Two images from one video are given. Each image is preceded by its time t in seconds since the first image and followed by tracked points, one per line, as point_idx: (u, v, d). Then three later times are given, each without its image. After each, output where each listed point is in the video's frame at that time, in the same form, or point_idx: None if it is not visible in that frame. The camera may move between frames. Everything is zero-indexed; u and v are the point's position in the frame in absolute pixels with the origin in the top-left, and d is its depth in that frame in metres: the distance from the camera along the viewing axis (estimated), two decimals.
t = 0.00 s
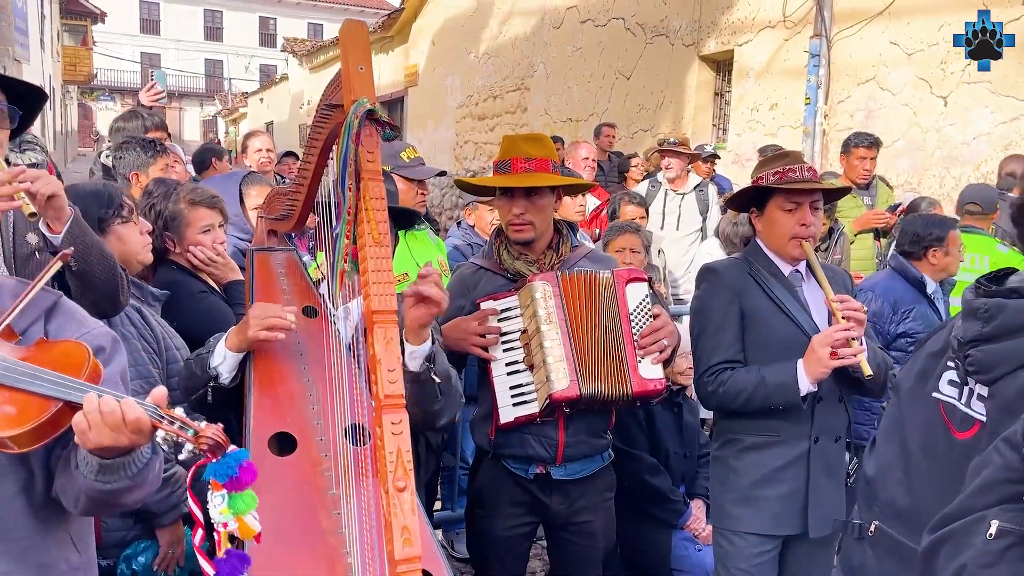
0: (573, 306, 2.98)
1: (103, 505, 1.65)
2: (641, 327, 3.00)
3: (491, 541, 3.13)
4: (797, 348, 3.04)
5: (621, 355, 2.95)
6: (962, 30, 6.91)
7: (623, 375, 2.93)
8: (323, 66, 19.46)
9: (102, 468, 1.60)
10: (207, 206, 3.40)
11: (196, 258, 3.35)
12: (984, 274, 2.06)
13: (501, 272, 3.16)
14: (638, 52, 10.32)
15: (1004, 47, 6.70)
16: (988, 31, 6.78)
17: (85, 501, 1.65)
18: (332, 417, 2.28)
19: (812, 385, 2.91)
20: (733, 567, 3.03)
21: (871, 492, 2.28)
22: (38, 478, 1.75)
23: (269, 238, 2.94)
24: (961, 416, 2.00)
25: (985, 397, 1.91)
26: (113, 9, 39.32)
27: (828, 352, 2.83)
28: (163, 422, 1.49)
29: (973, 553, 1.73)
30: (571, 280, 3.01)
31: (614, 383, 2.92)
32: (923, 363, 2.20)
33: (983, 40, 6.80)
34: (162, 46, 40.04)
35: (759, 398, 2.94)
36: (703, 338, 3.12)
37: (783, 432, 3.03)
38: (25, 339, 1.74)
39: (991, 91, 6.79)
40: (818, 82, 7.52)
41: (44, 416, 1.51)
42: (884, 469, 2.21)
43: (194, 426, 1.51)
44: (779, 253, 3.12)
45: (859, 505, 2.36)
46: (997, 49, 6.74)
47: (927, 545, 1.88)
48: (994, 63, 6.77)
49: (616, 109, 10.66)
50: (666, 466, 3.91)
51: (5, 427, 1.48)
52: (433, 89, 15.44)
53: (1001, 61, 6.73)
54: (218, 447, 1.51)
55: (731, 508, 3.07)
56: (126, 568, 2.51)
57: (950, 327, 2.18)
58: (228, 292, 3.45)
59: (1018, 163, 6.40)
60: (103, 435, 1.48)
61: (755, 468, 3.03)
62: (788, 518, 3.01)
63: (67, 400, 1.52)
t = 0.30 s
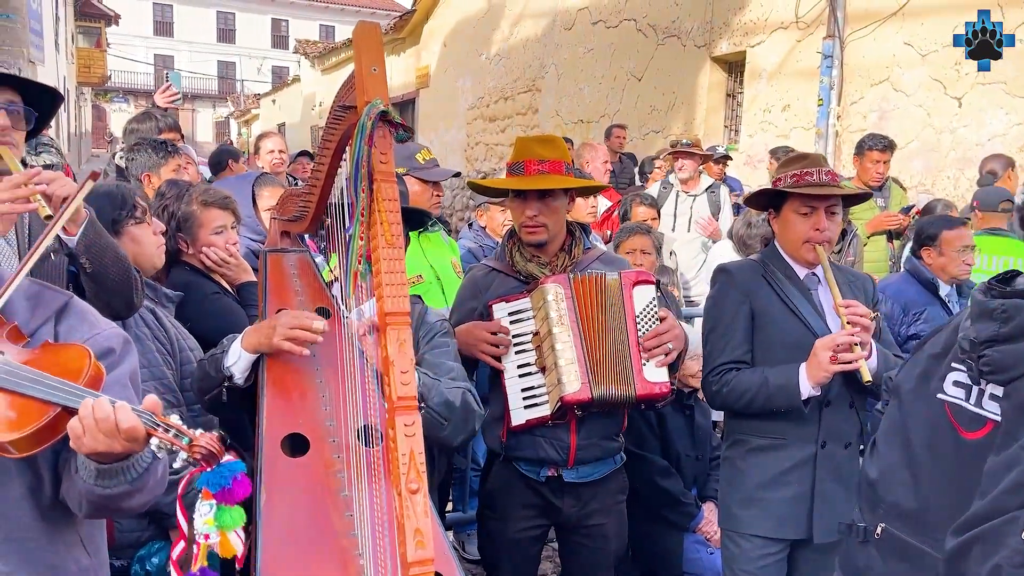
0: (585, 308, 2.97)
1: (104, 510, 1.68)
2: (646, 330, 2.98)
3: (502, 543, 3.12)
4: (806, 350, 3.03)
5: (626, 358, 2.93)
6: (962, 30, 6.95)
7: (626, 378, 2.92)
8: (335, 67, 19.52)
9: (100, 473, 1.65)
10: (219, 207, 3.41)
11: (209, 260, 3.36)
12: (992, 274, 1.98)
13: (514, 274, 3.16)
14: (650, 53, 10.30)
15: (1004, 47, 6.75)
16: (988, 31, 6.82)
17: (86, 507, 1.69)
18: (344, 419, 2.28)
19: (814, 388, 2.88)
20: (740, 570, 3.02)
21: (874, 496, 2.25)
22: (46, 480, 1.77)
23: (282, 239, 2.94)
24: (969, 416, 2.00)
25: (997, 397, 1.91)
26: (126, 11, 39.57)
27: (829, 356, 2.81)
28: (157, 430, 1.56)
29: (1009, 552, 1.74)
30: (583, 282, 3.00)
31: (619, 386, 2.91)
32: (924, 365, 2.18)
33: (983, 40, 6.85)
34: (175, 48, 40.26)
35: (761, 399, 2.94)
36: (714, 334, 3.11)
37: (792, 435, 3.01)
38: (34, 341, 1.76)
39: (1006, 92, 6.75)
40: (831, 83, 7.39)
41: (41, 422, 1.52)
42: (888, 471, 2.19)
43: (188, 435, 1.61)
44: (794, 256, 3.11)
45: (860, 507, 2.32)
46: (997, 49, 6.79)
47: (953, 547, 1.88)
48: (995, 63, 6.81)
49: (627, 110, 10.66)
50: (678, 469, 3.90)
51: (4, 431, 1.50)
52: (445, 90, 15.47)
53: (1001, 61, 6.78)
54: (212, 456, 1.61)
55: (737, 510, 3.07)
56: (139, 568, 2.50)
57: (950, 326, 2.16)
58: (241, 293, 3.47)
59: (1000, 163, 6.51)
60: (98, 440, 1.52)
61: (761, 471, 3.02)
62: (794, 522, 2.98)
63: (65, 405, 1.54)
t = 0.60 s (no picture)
0: (601, 311, 2.94)
1: (118, 509, 1.69)
2: (658, 331, 2.97)
3: (517, 545, 3.11)
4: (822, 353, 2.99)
5: (638, 360, 2.92)
6: (962, 30, 7.02)
7: (638, 381, 2.91)
8: (351, 69, 19.58)
9: (113, 472, 1.66)
10: (236, 208, 3.43)
11: (226, 261, 3.37)
12: None
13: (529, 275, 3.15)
14: (666, 53, 10.26)
15: (1004, 47, 6.86)
16: (988, 31, 6.93)
17: (100, 506, 1.70)
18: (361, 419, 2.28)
19: (827, 393, 2.85)
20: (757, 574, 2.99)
21: (891, 500, 2.26)
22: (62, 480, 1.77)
23: (299, 240, 2.94)
24: (996, 420, 2.00)
25: None
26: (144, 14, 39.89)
27: (840, 359, 2.77)
28: (169, 430, 1.58)
29: None
30: (600, 284, 2.97)
31: (630, 388, 2.89)
32: (941, 370, 2.17)
33: (983, 39, 6.95)
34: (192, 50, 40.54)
35: (773, 403, 2.92)
36: (728, 337, 3.09)
37: (802, 439, 2.99)
38: (48, 340, 1.76)
39: None
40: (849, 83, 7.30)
41: (54, 422, 1.53)
42: (907, 475, 2.20)
43: (199, 435, 1.63)
44: (813, 258, 3.08)
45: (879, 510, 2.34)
46: (997, 49, 6.89)
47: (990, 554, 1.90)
48: (994, 63, 6.91)
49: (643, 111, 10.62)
50: (695, 473, 3.88)
51: (19, 431, 1.50)
52: (460, 91, 15.48)
53: (1000, 61, 6.88)
54: (223, 456, 1.65)
55: (751, 513, 3.05)
56: (157, 569, 2.50)
57: (968, 327, 2.16)
58: (257, 294, 3.48)
59: (1004, 163, 6.48)
60: (110, 440, 1.53)
61: (776, 474, 2.99)
62: (808, 527, 2.95)
63: (78, 405, 1.54)
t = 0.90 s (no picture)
0: (620, 313, 2.93)
1: (138, 505, 1.70)
2: (674, 335, 2.95)
3: (536, 547, 3.10)
4: (843, 356, 2.95)
5: (653, 363, 2.90)
6: (962, 30, 7.06)
7: (654, 384, 2.89)
8: (371, 70, 19.67)
9: (134, 468, 1.67)
10: (257, 209, 3.45)
11: (247, 262, 3.39)
12: None
13: (549, 277, 3.14)
14: (686, 54, 10.22)
15: (1004, 47, 6.89)
16: (987, 31, 6.95)
17: (121, 502, 1.71)
18: (379, 420, 2.28)
19: (851, 395, 2.82)
20: None
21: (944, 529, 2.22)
22: (82, 478, 1.78)
23: (317, 241, 2.95)
24: None
25: None
26: (168, 17, 40.29)
27: (865, 362, 2.73)
28: (188, 426, 1.61)
29: None
30: (620, 287, 2.95)
31: (645, 390, 2.87)
32: (992, 389, 2.20)
33: (983, 40, 6.98)
34: (214, 52, 40.89)
35: (794, 407, 2.89)
36: (748, 341, 3.06)
37: (826, 442, 2.95)
38: (67, 339, 1.77)
39: None
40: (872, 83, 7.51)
41: (74, 419, 1.54)
42: (964, 502, 2.18)
43: (218, 430, 1.67)
44: (833, 259, 3.04)
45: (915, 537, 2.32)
46: (997, 49, 6.92)
47: None
48: (994, 63, 6.94)
49: (663, 112, 10.59)
50: (715, 476, 3.85)
51: (41, 428, 1.52)
52: (479, 92, 15.50)
53: (1000, 61, 6.91)
54: (240, 451, 1.70)
55: (771, 516, 3.02)
56: (178, 569, 2.51)
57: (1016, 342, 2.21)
58: (277, 294, 3.50)
59: None
60: (130, 436, 1.55)
61: (797, 478, 2.96)
62: (830, 531, 2.92)
63: (99, 402, 1.55)
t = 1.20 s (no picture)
0: (644, 314, 2.91)
1: (162, 497, 1.73)
2: (695, 335, 2.93)
3: (561, 548, 3.10)
4: (869, 357, 2.92)
5: (674, 363, 2.88)
6: (962, 30, 7.13)
7: (675, 384, 2.87)
8: (396, 72, 19.78)
9: (158, 461, 1.70)
10: (283, 209, 3.48)
11: (273, 261, 3.43)
12: None
13: (573, 277, 3.13)
14: (712, 54, 10.16)
15: (1004, 47, 6.96)
16: (988, 31, 7.01)
17: (146, 495, 1.74)
18: (403, 418, 2.29)
19: (881, 395, 2.79)
20: None
21: None
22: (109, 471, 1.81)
23: (343, 241, 2.97)
24: None
25: None
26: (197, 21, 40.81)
27: (897, 362, 2.70)
28: (211, 419, 1.62)
29: None
30: (644, 287, 2.94)
31: (668, 390, 2.86)
32: None
33: (983, 40, 7.04)
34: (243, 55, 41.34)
35: (821, 408, 2.86)
36: (774, 342, 3.04)
37: (853, 444, 2.91)
38: (94, 335, 1.80)
39: None
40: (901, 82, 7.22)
41: (98, 413, 1.57)
42: None
43: (240, 423, 1.65)
44: (859, 258, 3.00)
45: (990, 557, 2.51)
46: (997, 49, 6.99)
47: None
48: (994, 62, 7.02)
49: (689, 112, 10.54)
50: (740, 478, 3.82)
51: (66, 421, 1.55)
52: (504, 93, 15.52)
53: (1000, 61, 6.98)
54: (263, 445, 1.65)
55: (797, 518, 2.99)
56: (204, 566, 2.54)
57: None
58: (303, 294, 3.53)
59: None
60: (153, 428, 1.56)
61: (823, 480, 2.93)
62: (858, 534, 2.88)
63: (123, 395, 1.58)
